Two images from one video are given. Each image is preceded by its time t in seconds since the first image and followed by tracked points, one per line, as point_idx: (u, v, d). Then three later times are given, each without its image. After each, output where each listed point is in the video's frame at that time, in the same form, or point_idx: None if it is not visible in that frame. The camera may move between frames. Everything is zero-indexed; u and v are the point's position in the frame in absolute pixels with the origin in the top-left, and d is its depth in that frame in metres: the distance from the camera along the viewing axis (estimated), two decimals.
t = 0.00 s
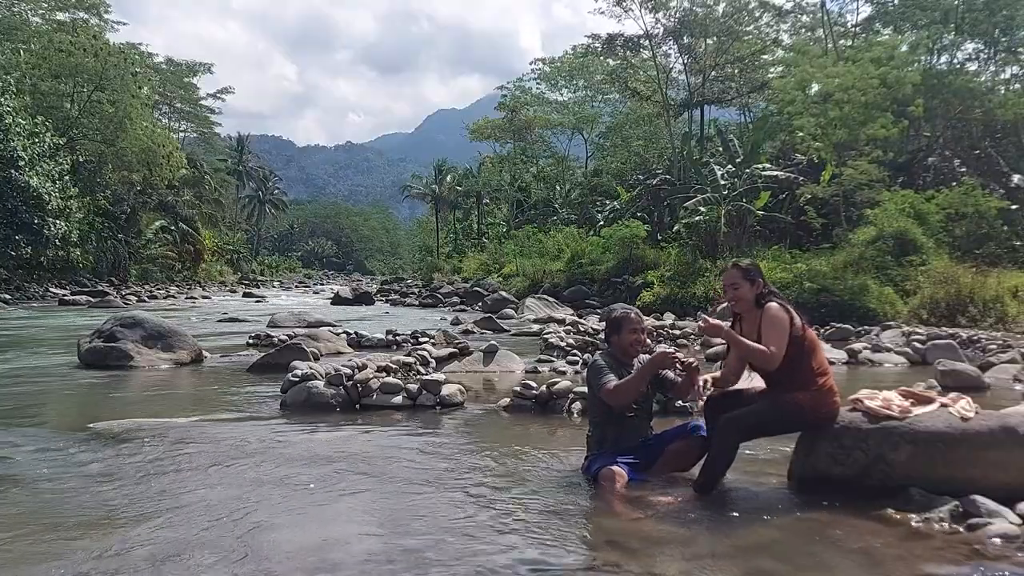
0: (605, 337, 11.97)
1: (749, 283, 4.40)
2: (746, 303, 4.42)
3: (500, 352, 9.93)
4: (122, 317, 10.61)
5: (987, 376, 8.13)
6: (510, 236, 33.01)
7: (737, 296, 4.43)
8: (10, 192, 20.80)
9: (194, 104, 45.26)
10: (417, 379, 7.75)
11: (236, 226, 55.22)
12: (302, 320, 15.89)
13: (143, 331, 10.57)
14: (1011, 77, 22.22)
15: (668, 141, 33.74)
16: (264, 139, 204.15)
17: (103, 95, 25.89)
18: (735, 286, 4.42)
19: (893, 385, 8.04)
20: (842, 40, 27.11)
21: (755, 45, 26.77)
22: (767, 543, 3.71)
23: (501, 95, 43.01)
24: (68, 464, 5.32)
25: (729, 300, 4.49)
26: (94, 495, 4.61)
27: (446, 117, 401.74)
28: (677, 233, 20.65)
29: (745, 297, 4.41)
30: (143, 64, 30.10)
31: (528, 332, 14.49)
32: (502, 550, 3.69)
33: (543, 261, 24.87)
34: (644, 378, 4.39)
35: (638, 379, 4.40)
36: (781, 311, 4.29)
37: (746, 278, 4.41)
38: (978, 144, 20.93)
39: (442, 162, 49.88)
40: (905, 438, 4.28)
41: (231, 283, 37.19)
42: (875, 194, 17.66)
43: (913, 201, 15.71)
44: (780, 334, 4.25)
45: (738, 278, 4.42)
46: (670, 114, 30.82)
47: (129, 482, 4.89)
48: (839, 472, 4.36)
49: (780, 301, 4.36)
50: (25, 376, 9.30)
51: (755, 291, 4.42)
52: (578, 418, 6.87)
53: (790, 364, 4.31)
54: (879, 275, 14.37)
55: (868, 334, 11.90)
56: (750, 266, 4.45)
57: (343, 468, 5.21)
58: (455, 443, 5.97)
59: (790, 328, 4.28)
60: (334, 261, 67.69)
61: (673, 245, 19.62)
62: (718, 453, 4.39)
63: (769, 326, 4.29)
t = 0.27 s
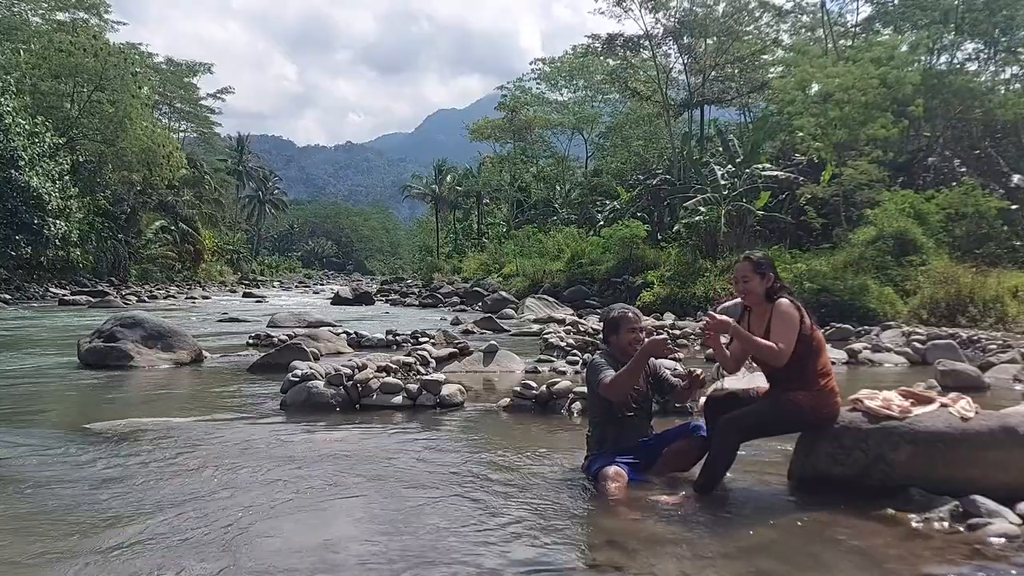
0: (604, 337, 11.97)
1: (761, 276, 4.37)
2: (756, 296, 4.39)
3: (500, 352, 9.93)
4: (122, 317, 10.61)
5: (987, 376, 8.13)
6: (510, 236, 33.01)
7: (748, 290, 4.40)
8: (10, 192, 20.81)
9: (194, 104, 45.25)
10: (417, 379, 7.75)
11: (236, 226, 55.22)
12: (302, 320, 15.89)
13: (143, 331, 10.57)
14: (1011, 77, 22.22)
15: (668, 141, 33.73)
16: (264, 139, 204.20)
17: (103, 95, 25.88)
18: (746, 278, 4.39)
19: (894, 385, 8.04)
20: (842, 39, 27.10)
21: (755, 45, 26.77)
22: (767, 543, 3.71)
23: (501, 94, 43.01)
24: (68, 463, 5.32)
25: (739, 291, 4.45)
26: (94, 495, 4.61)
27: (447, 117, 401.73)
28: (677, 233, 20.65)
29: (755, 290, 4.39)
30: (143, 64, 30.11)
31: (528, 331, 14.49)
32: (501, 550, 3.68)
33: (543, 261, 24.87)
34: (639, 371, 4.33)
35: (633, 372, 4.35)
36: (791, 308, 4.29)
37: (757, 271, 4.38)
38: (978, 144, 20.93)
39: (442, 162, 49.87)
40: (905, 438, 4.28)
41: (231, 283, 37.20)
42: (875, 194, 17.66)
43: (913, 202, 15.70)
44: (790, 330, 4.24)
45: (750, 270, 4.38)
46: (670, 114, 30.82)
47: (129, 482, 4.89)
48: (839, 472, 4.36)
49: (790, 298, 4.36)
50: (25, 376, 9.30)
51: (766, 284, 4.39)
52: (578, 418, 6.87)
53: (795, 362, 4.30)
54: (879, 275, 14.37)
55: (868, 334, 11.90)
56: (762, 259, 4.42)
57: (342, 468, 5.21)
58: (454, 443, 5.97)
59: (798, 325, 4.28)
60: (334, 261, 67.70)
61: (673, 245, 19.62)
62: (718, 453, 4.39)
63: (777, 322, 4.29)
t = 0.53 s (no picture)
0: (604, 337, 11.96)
1: (765, 273, 4.39)
2: (760, 293, 4.41)
3: (500, 352, 9.93)
4: (122, 317, 10.60)
5: (987, 376, 8.13)
6: (510, 236, 33.02)
7: (751, 286, 4.42)
8: (10, 192, 20.82)
9: (194, 104, 45.25)
10: (417, 379, 7.75)
11: (236, 226, 55.21)
12: (302, 319, 15.88)
13: (143, 331, 10.57)
14: (1012, 77, 22.22)
15: (668, 141, 33.72)
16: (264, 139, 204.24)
17: (103, 95, 25.86)
18: (750, 274, 4.41)
19: (893, 385, 8.03)
20: (842, 39, 27.10)
21: (755, 45, 26.78)
22: (767, 543, 3.70)
23: (501, 95, 43.01)
24: (68, 463, 5.32)
25: (743, 288, 4.47)
26: (94, 495, 4.62)
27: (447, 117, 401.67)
28: (677, 234, 20.66)
29: (760, 287, 4.40)
30: (143, 64, 30.11)
31: (528, 331, 14.49)
32: (502, 550, 3.69)
33: (543, 261, 24.86)
34: (632, 359, 4.38)
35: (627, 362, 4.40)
36: (794, 307, 4.30)
37: (762, 268, 4.40)
38: (978, 144, 20.94)
39: (442, 162, 49.85)
40: (905, 438, 4.28)
41: (231, 283, 37.20)
42: (876, 194, 17.65)
43: (913, 202, 15.70)
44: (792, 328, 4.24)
45: (755, 267, 4.40)
46: (670, 114, 30.82)
47: (129, 482, 4.90)
48: (839, 472, 4.36)
49: (794, 297, 4.37)
50: (25, 377, 9.30)
51: (771, 282, 4.40)
52: (578, 418, 6.87)
53: (796, 361, 4.30)
54: (879, 275, 14.37)
55: (868, 334, 11.90)
56: (768, 257, 4.44)
57: (342, 468, 5.21)
58: (455, 443, 5.97)
59: (801, 324, 4.28)
60: (334, 261, 67.71)
61: (673, 245, 19.61)
62: (719, 453, 4.38)
63: (779, 320, 4.30)
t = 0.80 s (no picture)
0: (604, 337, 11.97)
1: (764, 273, 4.41)
2: (758, 294, 4.43)
3: (500, 352, 9.93)
4: (122, 317, 10.61)
5: (987, 376, 8.13)
6: (510, 236, 33.04)
7: (750, 287, 4.43)
8: (10, 192, 20.83)
9: (194, 104, 45.26)
10: (417, 379, 7.75)
11: (236, 226, 55.21)
12: (302, 319, 15.89)
13: (143, 331, 10.57)
14: (1012, 77, 22.23)
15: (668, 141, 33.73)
16: (264, 139, 204.29)
17: (103, 95, 25.87)
18: (749, 275, 4.43)
19: (893, 385, 8.04)
20: (842, 40, 27.09)
21: (754, 45, 26.78)
22: (767, 543, 3.70)
23: (501, 95, 43.01)
24: (68, 463, 5.32)
25: (741, 289, 4.49)
26: (94, 495, 4.62)
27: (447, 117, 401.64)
28: (677, 234, 20.67)
29: (757, 288, 4.42)
30: (143, 64, 30.11)
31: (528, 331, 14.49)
32: (502, 550, 3.69)
33: (543, 261, 24.86)
34: (627, 353, 4.44)
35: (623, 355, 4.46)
36: (791, 306, 4.31)
37: (760, 268, 4.42)
38: (978, 144, 20.96)
39: (442, 162, 49.84)
40: (905, 438, 4.28)
41: (231, 283, 37.20)
42: (875, 194, 17.65)
43: (913, 202, 15.70)
44: (789, 327, 4.24)
45: (753, 267, 4.42)
46: (670, 114, 30.83)
47: (130, 481, 4.90)
48: (839, 472, 4.36)
49: (793, 298, 4.39)
50: (25, 377, 9.30)
51: (769, 282, 4.42)
52: (578, 418, 6.87)
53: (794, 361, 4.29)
54: (879, 275, 14.37)
55: (868, 334, 11.91)
56: (766, 257, 4.46)
57: (342, 468, 5.21)
58: (455, 443, 5.97)
59: (799, 324, 4.27)
60: (334, 261, 67.74)
61: (673, 245, 19.61)
62: (718, 453, 4.39)
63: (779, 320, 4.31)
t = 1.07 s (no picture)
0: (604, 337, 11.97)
1: (760, 274, 4.44)
2: (757, 294, 4.45)
3: (499, 351, 9.93)
4: (122, 317, 10.61)
5: (987, 376, 8.12)
6: (510, 236, 33.05)
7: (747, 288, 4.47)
8: (10, 192, 20.84)
9: (194, 104, 45.26)
10: (418, 379, 7.74)
11: (236, 226, 55.22)
12: (302, 319, 15.89)
13: (143, 331, 10.58)
14: (1012, 77, 22.23)
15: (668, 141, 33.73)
16: (264, 139, 204.42)
17: (103, 95, 25.87)
18: (745, 276, 4.47)
19: (893, 385, 8.04)
20: (842, 39, 27.07)
21: (754, 45, 26.77)
22: (766, 543, 3.70)
23: (501, 95, 43.01)
24: (69, 463, 5.32)
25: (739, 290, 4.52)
26: (96, 494, 4.62)
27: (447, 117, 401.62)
28: (676, 234, 20.67)
29: (755, 289, 4.45)
30: (143, 64, 30.10)
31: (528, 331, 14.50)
32: (501, 550, 3.69)
33: (543, 261, 24.87)
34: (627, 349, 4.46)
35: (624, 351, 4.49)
36: (791, 304, 4.32)
37: (759, 268, 4.45)
38: (978, 144, 20.96)
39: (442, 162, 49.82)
40: (906, 438, 4.27)
41: (231, 283, 37.20)
42: (875, 194, 17.64)
43: (913, 202, 15.70)
44: (788, 323, 4.24)
45: (751, 267, 4.46)
46: (670, 114, 30.83)
47: (132, 481, 4.91)
48: (839, 472, 4.36)
49: (792, 297, 4.39)
50: (25, 376, 9.30)
51: (767, 282, 4.45)
52: (578, 418, 6.87)
53: (794, 359, 4.29)
54: (879, 275, 14.37)
55: (868, 334, 11.91)
56: (763, 258, 4.48)
57: (342, 468, 5.21)
58: (455, 443, 5.98)
59: (798, 320, 4.28)
60: (334, 261, 67.74)
61: (673, 245, 19.61)
62: (719, 453, 4.39)
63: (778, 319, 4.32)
